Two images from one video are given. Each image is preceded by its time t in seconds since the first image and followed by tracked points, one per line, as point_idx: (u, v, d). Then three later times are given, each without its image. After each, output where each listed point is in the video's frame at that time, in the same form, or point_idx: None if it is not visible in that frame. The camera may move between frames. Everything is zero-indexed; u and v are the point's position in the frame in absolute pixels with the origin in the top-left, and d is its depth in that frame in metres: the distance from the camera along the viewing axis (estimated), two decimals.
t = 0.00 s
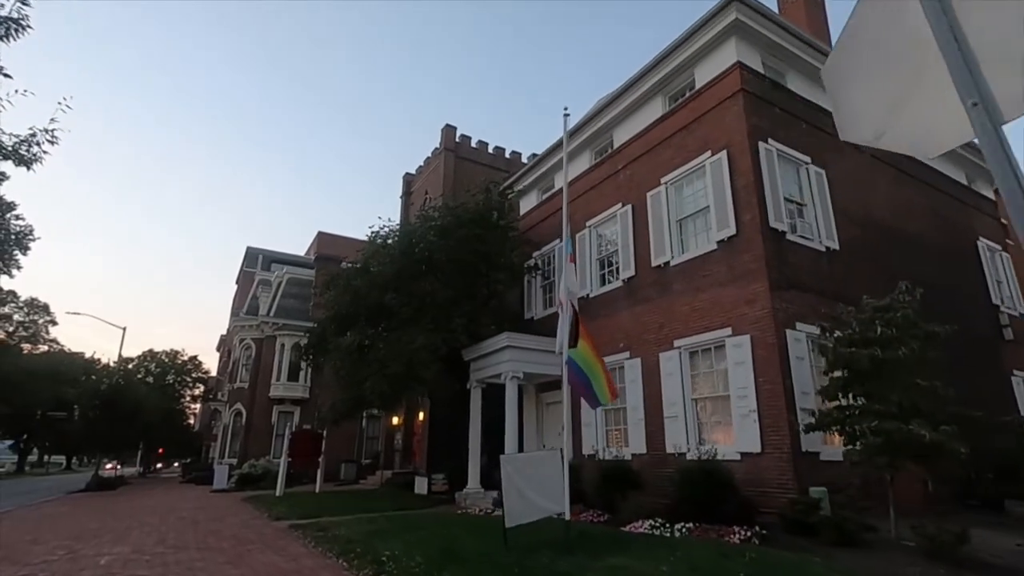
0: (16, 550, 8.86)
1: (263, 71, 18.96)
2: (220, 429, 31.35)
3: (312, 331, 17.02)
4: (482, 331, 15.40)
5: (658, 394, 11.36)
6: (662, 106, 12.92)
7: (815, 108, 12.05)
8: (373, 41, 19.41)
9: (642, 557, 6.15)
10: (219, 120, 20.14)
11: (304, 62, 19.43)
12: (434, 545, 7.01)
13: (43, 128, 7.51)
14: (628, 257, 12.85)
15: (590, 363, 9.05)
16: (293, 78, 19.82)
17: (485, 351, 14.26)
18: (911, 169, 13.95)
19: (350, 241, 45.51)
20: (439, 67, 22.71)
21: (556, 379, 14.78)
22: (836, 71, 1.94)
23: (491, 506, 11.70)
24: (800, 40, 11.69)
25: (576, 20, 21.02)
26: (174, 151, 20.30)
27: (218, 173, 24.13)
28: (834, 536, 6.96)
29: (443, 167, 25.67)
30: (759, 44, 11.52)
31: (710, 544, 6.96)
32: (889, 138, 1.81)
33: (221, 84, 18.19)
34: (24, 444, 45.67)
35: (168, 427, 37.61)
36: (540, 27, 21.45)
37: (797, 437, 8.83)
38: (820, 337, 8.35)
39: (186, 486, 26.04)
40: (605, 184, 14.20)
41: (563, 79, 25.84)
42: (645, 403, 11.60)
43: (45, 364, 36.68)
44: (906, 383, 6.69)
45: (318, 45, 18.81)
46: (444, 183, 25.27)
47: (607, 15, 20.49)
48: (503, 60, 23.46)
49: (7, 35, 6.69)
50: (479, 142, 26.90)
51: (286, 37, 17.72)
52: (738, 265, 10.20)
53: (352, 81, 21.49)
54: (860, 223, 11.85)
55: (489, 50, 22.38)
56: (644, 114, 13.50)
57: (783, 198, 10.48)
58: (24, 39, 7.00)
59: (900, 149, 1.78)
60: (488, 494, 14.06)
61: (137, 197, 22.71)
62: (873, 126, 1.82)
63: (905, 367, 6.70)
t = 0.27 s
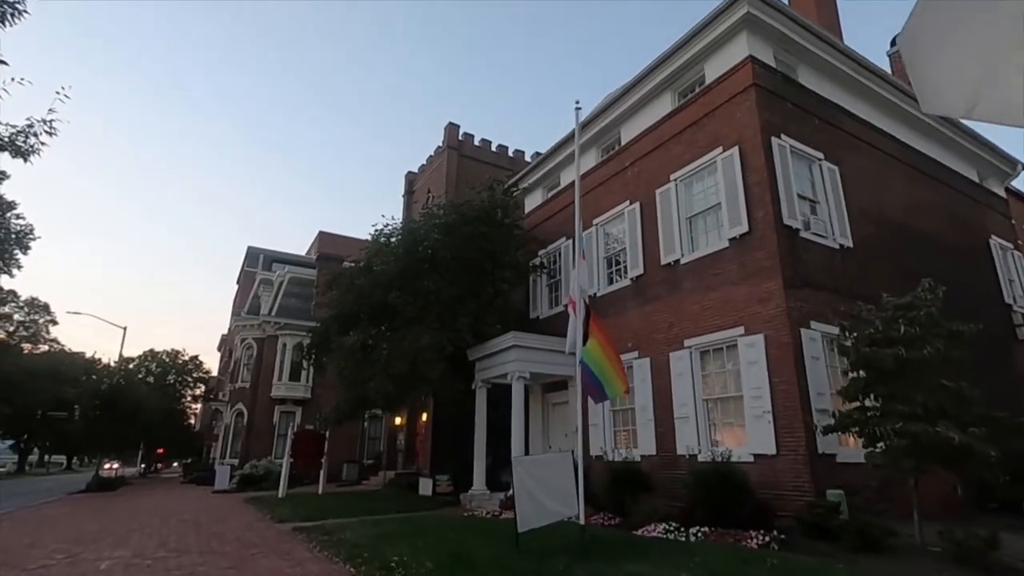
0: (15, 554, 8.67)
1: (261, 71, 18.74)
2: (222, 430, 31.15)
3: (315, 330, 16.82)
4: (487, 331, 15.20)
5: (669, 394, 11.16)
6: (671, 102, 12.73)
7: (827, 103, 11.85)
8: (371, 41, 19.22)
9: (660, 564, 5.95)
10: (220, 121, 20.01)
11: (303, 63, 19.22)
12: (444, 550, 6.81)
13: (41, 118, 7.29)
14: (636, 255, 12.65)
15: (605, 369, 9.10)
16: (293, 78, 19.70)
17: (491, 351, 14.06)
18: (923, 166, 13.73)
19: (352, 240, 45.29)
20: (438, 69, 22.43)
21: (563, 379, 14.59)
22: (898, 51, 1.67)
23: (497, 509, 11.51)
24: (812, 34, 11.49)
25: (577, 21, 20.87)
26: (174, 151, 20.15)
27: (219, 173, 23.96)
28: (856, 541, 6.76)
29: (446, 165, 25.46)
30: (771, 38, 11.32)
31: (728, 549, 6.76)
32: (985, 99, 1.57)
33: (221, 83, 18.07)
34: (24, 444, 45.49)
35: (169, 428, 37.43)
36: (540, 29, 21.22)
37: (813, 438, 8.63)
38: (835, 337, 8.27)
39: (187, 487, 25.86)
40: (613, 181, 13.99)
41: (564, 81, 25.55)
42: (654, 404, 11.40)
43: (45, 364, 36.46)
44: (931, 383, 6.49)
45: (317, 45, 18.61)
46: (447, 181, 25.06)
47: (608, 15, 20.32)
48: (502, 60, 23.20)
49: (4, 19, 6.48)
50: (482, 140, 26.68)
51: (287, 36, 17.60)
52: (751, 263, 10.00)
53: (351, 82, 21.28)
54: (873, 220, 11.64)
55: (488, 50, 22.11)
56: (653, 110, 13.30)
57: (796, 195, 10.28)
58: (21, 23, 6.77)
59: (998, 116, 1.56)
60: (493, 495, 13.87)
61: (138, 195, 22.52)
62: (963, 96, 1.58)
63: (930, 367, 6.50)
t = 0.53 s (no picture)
0: (13, 558, 8.47)
1: (261, 72, 18.69)
2: (222, 430, 30.93)
3: (317, 330, 16.62)
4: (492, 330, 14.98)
5: (679, 395, 10.97)
6: (681, 97, 12.53)
7: (839, 98, 11.65)
8: (371, 40, 19.30)
9: (679, 571, 5.75)
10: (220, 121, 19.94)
11: (302, 63, 19.23)
12: (453, 556, 6.61)
13: (38, 109, 7.07)
14: (645, 254, 12.44)
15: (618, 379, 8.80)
16: (293, 77, 19.64)
17: (496, 350, 13.86)
18: (936, 163, 13.52)
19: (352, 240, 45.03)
20: (439, 69, 22.43)
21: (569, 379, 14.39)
22: None
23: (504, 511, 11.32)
24: (825, 28, 11.29)
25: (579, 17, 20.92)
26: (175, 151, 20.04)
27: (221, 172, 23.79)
28: (879, 547, 6.56)
29: (448, 164, 25.24)
30: (783, 32, 11.12)
31: (747, 555, 6.56)
32: None
33: (222, 83, 17.97)
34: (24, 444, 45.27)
35: (170, 428, 37.24)
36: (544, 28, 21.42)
37: (829, 440, 8.43)
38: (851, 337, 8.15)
39: (188, 488, 25.67)
40: (620, 179, 13.79)
41: (563, 79, 25.52)
42: (664, 405, 11.20)
43: (45, 363, 36.21)
44: (957, 384, 6.31)
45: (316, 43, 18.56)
46: (450, 179, 24.84)
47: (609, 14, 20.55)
48: (503, 61, 23.31)
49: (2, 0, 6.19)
50: (484, 139, 26.46)
51: (288, 36, 17.53)
52: (765, 261, 9.79)
53: (351, 82, 21.20)
54: (886, 217, 11.44)
55: (488, 51, 22.16)
56: (661, 106, 13.10)
57: (810, 191, 10.08)
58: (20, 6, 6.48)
59: None
60: (499, 497, 13.68)
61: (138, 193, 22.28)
62: None
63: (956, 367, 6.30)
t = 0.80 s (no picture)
0: (10, 560, 8.26)
1: (261, 72, 18.56)
2: (223, 429, 30.72)
3: (320, 328, 16.43)
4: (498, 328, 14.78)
5: (689, 393, 10.77)
6: (690, 91, 12.34)
7: (852, 91, 11.45)
8: (372, 40, 19.19)
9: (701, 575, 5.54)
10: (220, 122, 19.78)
11: (302, 63, 19.09)
12: (464, 559, 6.39)
13: (36, 93, 6.87)
14: (654, 250, 12.25)
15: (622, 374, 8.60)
16: (292, 77, 19.48)
17: (502, 348, 13.66)
18: (948, 159, 13.33)
19: (353, 239, 44.78)
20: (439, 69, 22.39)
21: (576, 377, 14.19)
22: None
23: (512, 512, 11.13)
24: (839, 20, 11.09)
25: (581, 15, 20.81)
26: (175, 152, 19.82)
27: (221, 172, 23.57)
28: (904, 550, 6.35)
29: (451, 161, 25.03)
30: (796, 23, 10.93)
31: (768, 557, 6.37)
32: None
33: (222, 83, 17.77)
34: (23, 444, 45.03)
35: (170, 428, 37.04)
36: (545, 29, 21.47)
37: (847, 439, 8.24)
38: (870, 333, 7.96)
39: (188, 488, 25.47)
40: (628, 174, 13.60)
41: (565, 80, 25.40)
42: (674, 403, 11.00)
43: (44, 362, 35.57)
44: (985, 381, 6.12)
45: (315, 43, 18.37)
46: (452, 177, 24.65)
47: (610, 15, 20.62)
48: (503, 62, 23.43)
49: None
50: (487, 136, 26.25)
51: (288, 35, 17.39)
52: (779, 257, 9.59)
53: (351, 82, 21.04)
54: (901, 213, 11.25)
55: (488, 51, 22.23)
56: (670, 100, 12.91)
57: (824, 185, 9.89)
58: None
59: None
60: (505, 497, 13.49)
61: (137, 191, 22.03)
62: None
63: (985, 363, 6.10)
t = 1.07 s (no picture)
0: (5, 564, 8.03)
1: (260, 72, 18.38)
2: (222, 429, 30.46)
3: (321, 327, 16.19)
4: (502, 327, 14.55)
5: (699, 393, 10.56)
6: (699, 86, 12.13)
7: (865, 86, 11.23)
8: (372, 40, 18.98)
9: None
10: (220, 122, 19.64)
11: (302, 63, 18.87)
12: (474, 565, 6.16)
13: (27, 78, 6.68)
14: (662, 248, 12.03)
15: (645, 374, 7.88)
16: (292, 78, 19.25)
17: (507, 348, 13.45)
18: (961, 155, 13.11)
19: (353, 238, 44.49)
20: (438, 68, 22.18)
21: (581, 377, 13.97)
22: None
23: (517, 514, 10.91)
24: (851, 13, 10.87)
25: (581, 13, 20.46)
26: (173, 152, 19.62)
27: (221, 172, 23.33)
28: (929, 556, 6.14)
29: (453, 159, 24.78)
30: (808, 16, 10.72)
31: (787, 563, 6.17)
32: None
33: (221, 83, 17.54)
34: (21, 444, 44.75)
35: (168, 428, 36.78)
36: (542, 27, 21.15)
37: (864, 440, 8.03)
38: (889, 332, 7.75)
39: (188, 488, 25.24)
40: (635, 171, 13.40)
41: (566, 80, 25.17)
42: (683, 403, 10.79)
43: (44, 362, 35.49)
44: (1016, 381, 5.91)
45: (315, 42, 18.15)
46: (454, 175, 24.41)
47: (608, 11, 20.17)
48: (502, 62, 23.16)
49: None
50: (489, 133, 26.02)
51: (288, 35, 17.19)
52: (792, 254, 9.37)
53: (352, 82, 20.85)
54: (914, 209, 11.04)
55: (488, 51, 22.04)
56: (679, 94, 12.71)
57: (838, 181, 9.67)
58: None
59: None
60: (509, 499, 13.28)
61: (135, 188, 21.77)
62: None
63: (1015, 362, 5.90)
